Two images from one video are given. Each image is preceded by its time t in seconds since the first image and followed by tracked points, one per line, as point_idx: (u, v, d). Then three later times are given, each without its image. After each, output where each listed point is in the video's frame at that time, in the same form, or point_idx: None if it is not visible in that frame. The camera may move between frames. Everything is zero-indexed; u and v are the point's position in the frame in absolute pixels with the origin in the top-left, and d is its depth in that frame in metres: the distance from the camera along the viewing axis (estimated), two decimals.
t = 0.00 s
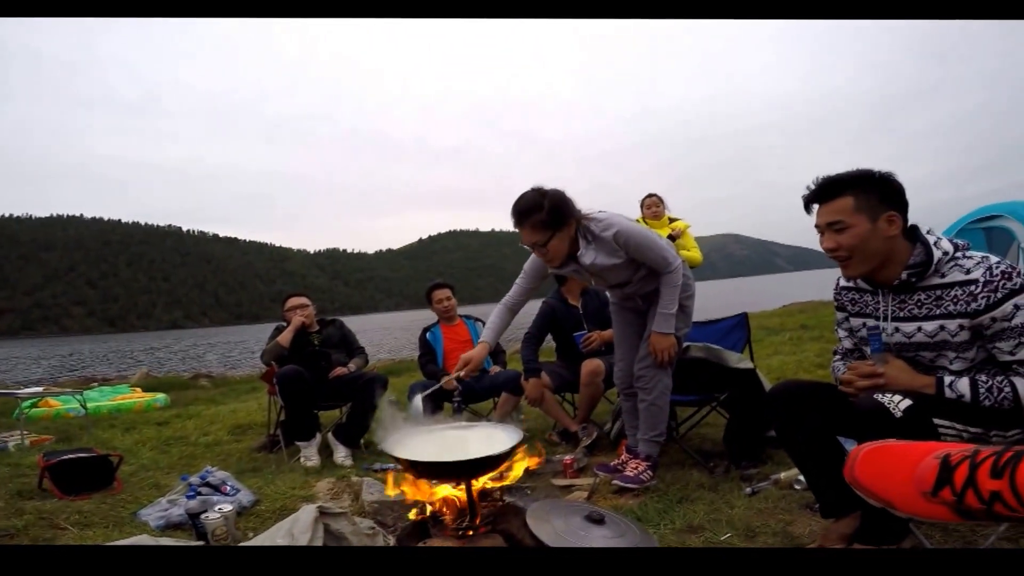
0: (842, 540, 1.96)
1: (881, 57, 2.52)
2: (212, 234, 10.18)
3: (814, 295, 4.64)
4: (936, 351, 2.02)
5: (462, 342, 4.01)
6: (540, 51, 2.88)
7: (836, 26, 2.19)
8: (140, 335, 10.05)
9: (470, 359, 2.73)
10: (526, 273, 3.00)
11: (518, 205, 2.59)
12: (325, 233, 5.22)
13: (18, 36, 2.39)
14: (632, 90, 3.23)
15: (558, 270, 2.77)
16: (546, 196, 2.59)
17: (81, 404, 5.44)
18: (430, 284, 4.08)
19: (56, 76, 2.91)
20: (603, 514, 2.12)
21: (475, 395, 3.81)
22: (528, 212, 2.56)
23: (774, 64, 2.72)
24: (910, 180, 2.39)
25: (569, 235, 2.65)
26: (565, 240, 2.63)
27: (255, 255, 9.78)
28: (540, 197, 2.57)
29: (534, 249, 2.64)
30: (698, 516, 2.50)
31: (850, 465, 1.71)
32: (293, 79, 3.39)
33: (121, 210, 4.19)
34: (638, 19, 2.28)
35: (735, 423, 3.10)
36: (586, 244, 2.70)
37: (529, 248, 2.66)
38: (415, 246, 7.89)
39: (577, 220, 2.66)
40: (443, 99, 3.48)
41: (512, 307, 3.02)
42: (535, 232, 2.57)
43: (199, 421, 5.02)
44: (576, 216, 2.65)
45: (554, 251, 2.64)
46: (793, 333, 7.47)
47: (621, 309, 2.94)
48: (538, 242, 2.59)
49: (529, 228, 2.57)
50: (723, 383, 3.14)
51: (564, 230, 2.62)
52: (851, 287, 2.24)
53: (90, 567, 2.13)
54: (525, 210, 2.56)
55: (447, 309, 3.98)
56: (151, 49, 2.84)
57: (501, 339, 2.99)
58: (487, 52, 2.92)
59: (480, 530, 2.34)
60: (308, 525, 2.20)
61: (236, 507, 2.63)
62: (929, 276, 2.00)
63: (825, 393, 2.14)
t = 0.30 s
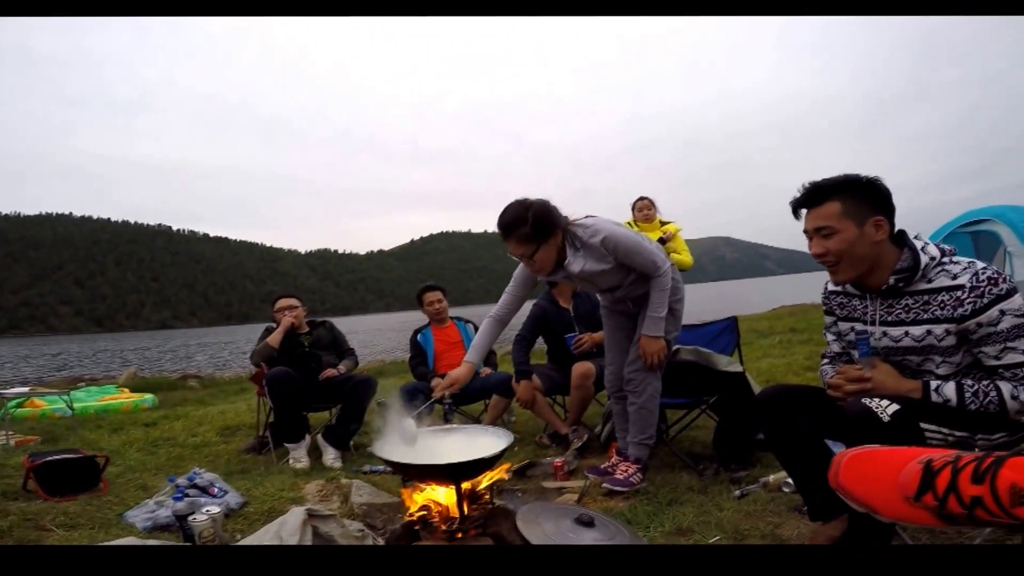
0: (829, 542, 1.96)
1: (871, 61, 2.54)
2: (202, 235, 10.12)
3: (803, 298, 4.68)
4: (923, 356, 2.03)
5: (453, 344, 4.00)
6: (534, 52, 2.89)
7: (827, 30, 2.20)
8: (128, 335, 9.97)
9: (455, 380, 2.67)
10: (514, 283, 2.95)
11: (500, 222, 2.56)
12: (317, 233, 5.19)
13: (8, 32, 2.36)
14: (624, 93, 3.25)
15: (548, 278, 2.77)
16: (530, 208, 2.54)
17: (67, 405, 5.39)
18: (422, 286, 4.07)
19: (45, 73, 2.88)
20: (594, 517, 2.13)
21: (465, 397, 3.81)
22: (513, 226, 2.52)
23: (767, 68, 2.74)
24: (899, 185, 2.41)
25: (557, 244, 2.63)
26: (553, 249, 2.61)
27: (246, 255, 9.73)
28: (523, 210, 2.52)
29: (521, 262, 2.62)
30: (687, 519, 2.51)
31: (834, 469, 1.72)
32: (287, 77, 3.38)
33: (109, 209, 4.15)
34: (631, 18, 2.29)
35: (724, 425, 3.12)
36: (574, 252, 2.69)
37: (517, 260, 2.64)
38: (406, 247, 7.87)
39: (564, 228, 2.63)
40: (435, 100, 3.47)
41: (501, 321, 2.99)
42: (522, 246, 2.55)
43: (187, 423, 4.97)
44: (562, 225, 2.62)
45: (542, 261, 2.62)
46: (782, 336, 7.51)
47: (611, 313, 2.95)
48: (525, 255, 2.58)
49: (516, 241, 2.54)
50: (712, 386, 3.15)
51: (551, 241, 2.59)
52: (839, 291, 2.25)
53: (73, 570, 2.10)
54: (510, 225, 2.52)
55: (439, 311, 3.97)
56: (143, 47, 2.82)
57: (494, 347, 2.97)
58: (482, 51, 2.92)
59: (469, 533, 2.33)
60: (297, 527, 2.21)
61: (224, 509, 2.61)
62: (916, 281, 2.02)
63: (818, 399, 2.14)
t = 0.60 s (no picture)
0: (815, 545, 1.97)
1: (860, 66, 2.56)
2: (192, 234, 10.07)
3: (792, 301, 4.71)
4: (909, 360, 2.05)
5: (443, 346, 4.00)
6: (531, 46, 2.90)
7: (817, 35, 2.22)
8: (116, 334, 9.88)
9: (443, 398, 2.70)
10: (504, 289, 2.96)
11: (485, 234, 2.55)
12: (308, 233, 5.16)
13: None
14: (616, 95, 3.26)
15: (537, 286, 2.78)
16: (515, 218, 2.53)
17: (53, 406, 5.34)
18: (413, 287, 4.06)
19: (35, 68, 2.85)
20: (583, 520, 2.13)
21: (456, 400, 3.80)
22: (499, 238, 2.52)
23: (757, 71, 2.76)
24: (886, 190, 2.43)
25: (545, 251, 2.63)
26: (540, 257, 2.62)
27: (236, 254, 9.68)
28: (508, 222, 2.52)
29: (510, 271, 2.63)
30: (676, 521, 2.52)
31: (818, 474, 1.73)
32: (279, 72, 3.36)
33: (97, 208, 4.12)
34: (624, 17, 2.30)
35: (713, 428, 3.11)
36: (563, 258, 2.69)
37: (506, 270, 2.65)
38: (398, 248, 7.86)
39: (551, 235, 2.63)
40: (427, 101, 3.47)
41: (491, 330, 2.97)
42: (509, 256, 2.55)
43: (174, 424, 4.93)
44: (549, 233, 2.62)
45: (530, 269, 2.63)
46: (771, 339, 7.56)
47: (601, 317, 2.96)
48: (513, 265, 2.59)
49: (502, 252, 2.55)
50: (701, 389, 3.17)
51: (538, 249, 2.59)
52: (827, 296, 2.26)
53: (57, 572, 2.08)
54: (495, 237, 2.52)
55: (429, 313, 3.97)
56: (137, 43, 2.80)
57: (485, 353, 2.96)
58: (485, 49, 2.94)
59: (459, 535, 2.32)
60: (285, 529, 2.20)
61: (211, 511, 2.60)
62: (903, 287, 2.03)
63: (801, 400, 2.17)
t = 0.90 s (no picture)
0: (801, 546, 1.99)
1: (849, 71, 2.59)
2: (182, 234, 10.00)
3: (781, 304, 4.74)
4: (895, 365, 2.07)
5: (433, 348, 3.99)
6: (523, 48, 2.89)
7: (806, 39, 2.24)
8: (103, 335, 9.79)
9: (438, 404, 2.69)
10: (493, 295, 2.96)
11: (473, 238, 2.55)
12: (298, 234, 5.13)
13: None
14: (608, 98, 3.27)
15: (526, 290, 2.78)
16: (502, 224, 2.54)
17: (38, 406, 5.28)
18: (404, 289, 4.05)
19: (24, 68, 2.83)
20: (571, 522, 2.13)
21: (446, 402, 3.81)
22: (486, 244, 2.52)
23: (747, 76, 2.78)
24: (873, 195, 2.45)
25: (534, 256, 2.64)
26: (528, 262, 2.62)
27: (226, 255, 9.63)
28: (495, 227, 2.52)
29: (498, 276, 2.63)
30: (664, 524, 2.53)
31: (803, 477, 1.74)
32: (270, 73, 3.34)
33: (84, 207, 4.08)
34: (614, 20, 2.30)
35: (702, 431, 3.13)
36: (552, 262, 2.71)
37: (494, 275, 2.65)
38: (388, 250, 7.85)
39: (539, 240, 2.63)
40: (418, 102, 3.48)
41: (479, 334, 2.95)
42: (497, 261, 2.56)
43: (161, 425, 4.89)
44: (537, 237, 2.62)
45: (519, 274, 2.63)
46: (760, 342, 7.61)
47: (590, 321, 2.96)
48: (501, 270, 2.59)
49: (490, 257, 2.55)
50: (690, 392, 3.19)
51: (526, 254, 2.59)
52: (814, 301, 2.28)
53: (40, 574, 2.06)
54: (483, 243, 2.52)
55: (420, 315, 3.96)
56: (126, 43, 2.78)
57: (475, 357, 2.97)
58: (471, 51, 2.92)
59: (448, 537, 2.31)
60: (272, 531, 2.20)
61: (197, 512, 2.58)
62: (890, 292, 2.05)
63: (791, 402, 2.18)
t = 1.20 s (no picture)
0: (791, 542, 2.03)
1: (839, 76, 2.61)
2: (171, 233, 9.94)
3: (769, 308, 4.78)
4: (881, 369, 2.08)
5: (423, 350, 3.98)
6: (515, 49, 2.89)
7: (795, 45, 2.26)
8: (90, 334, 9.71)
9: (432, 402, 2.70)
10: (481, 295, 2.98)
11: (463, 240, 2.56)
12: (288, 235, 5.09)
13: None
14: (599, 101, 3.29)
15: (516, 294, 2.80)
16: (492, 227, 2.55)
17: (23, 406, 5.22)
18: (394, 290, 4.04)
19: (11, 65, 2.80)
20: (561, 524, 2.15)
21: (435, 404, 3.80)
22: (475, 247, 2.53)
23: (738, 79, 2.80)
24: (860, 200, 2.47)
25: (523, 260, 2.64)
26: (517, 265, 2.63)
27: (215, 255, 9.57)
28: (484, 230, 2.53)
29: (488, 279, 2.64)
30: (653, 526, 2.55)
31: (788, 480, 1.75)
32: (260, 72, 3.33)
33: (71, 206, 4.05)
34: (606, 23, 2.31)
35: (691, 434, 3.14)
36: (540, 266, 2.73)
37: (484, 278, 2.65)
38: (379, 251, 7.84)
39: (528, 243, 2.64)
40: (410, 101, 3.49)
41: (467, 334, 2.98)
42: (487, 264, 2.57)
43: (147, 426, 4.85)
44: (526, 241, 2.63)
45: (507, 277, 2.64)
46: (749, 345, 7.66)
47: (579, 323, 2.97)
48: (491, 272, 2.60)
49: (479, 261, 2.56)
50: (679, 395, 3.21)
51: (515, 257, 2.60)
52: (801, 305, 2.29)
53: None
54: (472, 246, 2.53)
55: (410, 317, 3.95)
56: (117, 41, 2.75)
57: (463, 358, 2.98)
58: (464, 51, 2.93)
59: (437, 539, 2.28)
60: (260, 533, 2.26)
61: (184, 514, 2.57)
62: (877, 297, 2.06)
63: (776, 406, 2.20)
